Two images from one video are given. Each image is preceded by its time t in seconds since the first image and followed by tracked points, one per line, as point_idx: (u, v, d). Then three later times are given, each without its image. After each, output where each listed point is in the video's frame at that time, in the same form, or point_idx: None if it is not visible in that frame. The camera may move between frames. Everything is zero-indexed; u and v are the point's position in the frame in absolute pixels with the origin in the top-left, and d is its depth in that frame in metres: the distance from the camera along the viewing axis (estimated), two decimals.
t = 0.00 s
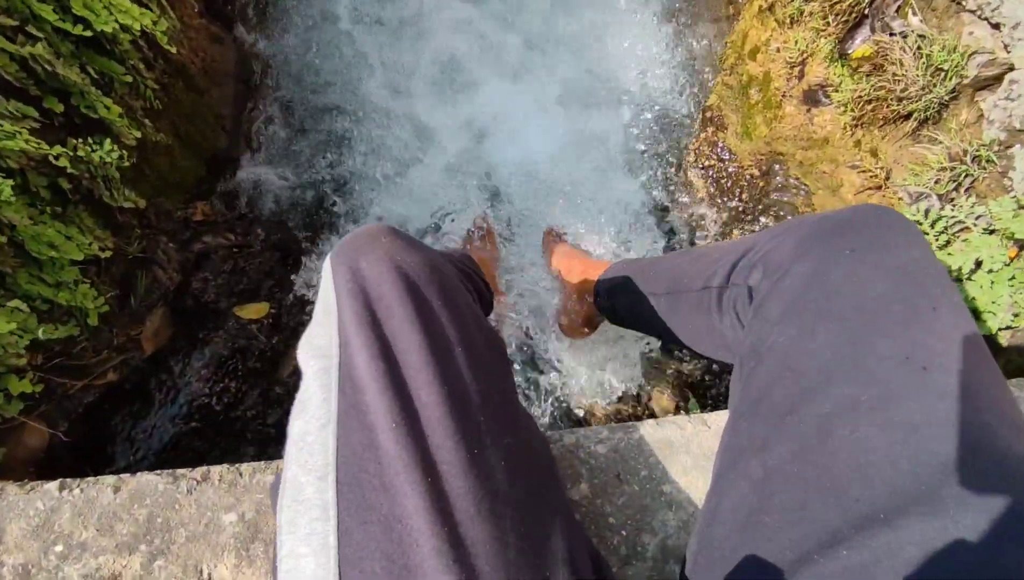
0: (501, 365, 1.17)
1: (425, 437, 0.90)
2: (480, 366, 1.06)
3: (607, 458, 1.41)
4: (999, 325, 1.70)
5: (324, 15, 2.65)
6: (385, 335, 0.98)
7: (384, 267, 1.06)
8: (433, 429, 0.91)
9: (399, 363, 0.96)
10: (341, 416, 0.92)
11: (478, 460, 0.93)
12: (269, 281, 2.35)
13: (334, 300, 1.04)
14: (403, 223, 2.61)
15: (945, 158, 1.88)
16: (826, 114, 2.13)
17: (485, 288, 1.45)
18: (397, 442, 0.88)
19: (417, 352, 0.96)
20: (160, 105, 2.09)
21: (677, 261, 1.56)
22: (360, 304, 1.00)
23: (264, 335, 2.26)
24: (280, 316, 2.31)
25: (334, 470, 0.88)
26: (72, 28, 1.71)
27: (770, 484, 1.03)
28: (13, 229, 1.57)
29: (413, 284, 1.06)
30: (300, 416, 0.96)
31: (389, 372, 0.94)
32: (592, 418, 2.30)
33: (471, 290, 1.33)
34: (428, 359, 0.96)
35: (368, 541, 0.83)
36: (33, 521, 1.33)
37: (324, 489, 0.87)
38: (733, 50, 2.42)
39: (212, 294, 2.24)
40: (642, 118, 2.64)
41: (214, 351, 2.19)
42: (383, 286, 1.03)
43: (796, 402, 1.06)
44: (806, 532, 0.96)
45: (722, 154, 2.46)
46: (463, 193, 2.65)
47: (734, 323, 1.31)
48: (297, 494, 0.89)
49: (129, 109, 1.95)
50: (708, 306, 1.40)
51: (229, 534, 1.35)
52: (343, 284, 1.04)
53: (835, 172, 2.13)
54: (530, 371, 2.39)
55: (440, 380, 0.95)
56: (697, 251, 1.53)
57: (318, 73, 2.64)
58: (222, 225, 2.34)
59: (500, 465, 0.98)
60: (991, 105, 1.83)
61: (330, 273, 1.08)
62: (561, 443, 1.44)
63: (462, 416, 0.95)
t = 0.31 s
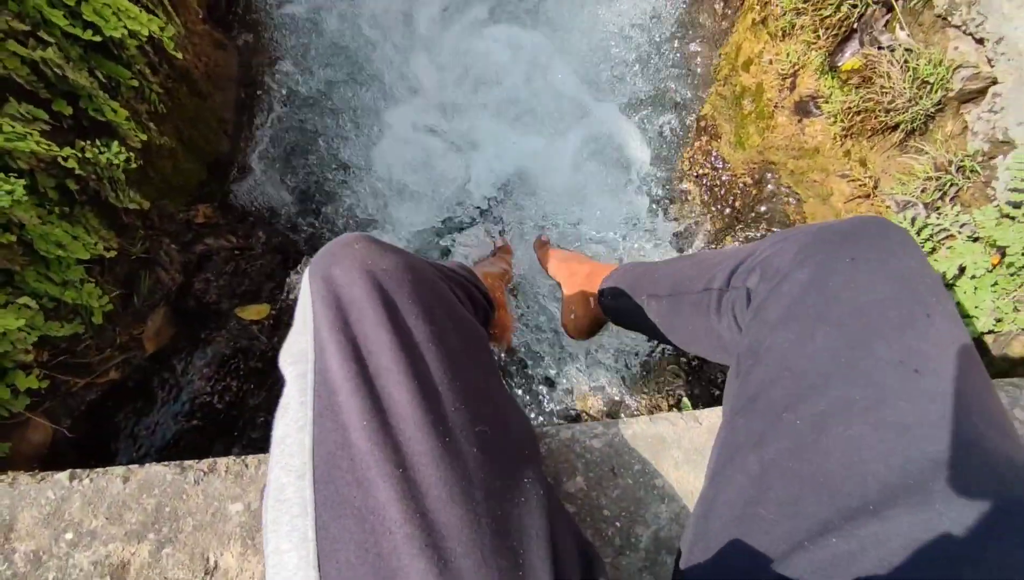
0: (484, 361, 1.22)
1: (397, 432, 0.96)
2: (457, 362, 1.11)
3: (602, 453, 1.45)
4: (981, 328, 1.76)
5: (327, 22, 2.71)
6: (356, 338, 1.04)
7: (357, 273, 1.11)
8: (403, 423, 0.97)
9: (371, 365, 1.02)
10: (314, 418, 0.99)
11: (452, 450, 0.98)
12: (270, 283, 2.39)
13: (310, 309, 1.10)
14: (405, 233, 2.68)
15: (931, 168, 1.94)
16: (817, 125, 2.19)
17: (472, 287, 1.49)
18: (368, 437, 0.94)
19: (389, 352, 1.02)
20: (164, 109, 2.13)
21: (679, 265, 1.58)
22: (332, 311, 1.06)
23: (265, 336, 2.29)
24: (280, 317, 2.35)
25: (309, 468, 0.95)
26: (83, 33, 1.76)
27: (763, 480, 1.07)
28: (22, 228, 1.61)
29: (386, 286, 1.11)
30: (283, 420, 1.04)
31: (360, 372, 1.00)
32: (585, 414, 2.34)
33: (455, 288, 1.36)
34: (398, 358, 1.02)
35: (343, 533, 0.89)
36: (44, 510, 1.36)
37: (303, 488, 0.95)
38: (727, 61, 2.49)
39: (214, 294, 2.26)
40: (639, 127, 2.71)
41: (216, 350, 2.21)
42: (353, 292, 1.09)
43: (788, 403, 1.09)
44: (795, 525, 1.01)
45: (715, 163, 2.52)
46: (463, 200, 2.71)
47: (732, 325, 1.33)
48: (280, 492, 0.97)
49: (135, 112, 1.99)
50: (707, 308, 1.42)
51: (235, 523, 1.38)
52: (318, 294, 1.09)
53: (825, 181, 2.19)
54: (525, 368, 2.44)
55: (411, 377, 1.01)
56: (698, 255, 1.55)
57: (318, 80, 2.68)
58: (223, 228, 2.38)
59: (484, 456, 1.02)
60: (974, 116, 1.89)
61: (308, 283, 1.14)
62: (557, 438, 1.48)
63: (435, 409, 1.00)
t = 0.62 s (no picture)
0: (487, 379, 1.25)
1: (402, 442, 0.98)
2: (461, 379, 1.14)
3: (601, 473, 1.46)
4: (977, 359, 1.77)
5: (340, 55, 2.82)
6: (365, 352, 1.06)
7: (366, 290, 1.14)
8: (409, 433, 0.99)
9: (379, 377, 1.04)
10: (321, 430, 1.02)
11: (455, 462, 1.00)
12: (275, 302, 2.43)
13: (321, 325, 1.13)
14: (409, 257, 2.70)
15: (926, 203, 1.98)
16: (814, 159, 2.23)
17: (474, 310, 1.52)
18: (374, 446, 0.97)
19: (397, 365, 1.04)
20: (178, 131, 2.20)
21: (676, 297, 1.61)
22: (342, 326, 1.09)
23: (268, 355, 2.33)
24: (284, 336, 2.38)
25: (315, 480, 0.99)
26: (105, 58, 1.82)
27: (761, 501, 1.09)
28: (38, 242, 1.64)
29: (395, 303, 1.14)
30: (290, 433, 1.07)
31: (368, 385, 1.03)
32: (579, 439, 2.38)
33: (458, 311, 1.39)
34: (406, 370, 1.04)
35: (347, 540, 0.92)
36: (49, 519, 1.37)
37: (309, 496, 0.98)
38: (727, 97, 2.58)
39: (220, 312, 2.30)
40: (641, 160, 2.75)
41: (221, 367, 2.25)
42: (363, 308, 1.11)
43: (786, 425, 1.11)
44: (791, 544, 1.03)
45: (715, 195, 2.56)
46: (467, 226, 2.75)
47: (729, 352, 1.35)
48: (286, 502, 1.01)
49: (151, 134, 2.05)
50: (706, 335, 1.44)
51: (237, 536, 1.38)
52: (328, 310, 1.12)
53: (823, 214, 2.24)
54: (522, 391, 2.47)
55: (417, 391, 1.03)
56: (694, 287, 1.59)
57: (329, 108, 2.76)
58: (231, 246, 2.43)
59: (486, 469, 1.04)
60: (967, 153, 1.94)
61: (318, 301, 1.17)
62: (557, 458, 1.49)
63: (440, 422, 1.02)
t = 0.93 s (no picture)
0: (489, 432, 1.25)
1: (405, 496, 0.99)
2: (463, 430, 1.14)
3: (604, 537, 1.44)
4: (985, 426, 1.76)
5: (355, 110, 2.94)
6: (369, 404, 1.07)
7: (371, 342, 1.16)
8: (411, 487, 0.99)
9: (381, 429, 1.05)
10: (324, 483, 1.03)
11: (456, 517, 1.00)
12: (281, 348, 2.45)
13: (326, 376, 1.14)
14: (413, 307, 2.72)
15: (927, 267, 2.00)
16: (815, 220, 2.29)
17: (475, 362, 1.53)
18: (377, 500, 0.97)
19: (400, 416, 1.05)
20: (197, 180, 2.27)
21: (681, 360, 1.63)
22: (347, 377, 1.10)
23: (273, 402, 2.32)
24: (289, 382, 2.38)
25: (315, 534, 1.00)
26: (132, 112, 1.91)
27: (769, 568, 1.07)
28: (55, 288, 1.65)
29: (399, 355, 1.16)
30: (294, 484, 1.10)
31: (372, 436, 1.03)
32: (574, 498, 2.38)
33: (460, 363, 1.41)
34: (409, 422, 1.05)
35: None
36: (47, 570, 1.36)
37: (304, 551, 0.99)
38: (729, 157, 2.67)
39: (226, 358, 2.32)
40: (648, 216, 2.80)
41: (225, 415, 2.27)
42: (368, 360, 1.13)
43: (792, 490, 1.10)
44: None
45: (719, 251, 2.62)
46: (473, 276, 2.77)
47: (734, 417, 1.35)
48: (283, 556, 1.02)
49: (171, 183, 2.12)
50: (711, 399, 1.45)
51: None
52: (335, 362, 1.14)
53: (825, 273, 2.27)
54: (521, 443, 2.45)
55: (419, 442, 1.04)
56: (698, 351, 1.61)
57: (344, 161, 2.87)
58: (241, 292, 2.47)
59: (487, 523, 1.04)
60: (966, 220, 1.97)
61: (325, 353, 1.19)
62: (560, 520, 1.46)
63: (441, 476, 1.03)
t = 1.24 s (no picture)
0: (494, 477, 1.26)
1: (407, 522, 1.01)
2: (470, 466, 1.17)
3: None
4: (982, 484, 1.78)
5: (368, 165, 3.12)
6: (377, 442, 1.12)
7: (381, 386, 1.22)
8: (417, 515, 1.02)
9: (388, 462, 1.09)
10: (332, 523, 1.06)
11: (460, 544, 1.01)
12: (288, 392, 2.48)
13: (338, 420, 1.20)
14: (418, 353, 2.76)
15: (921, 326, 2.06)
16: (812, 276, 2.36)
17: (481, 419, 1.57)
18: (383, 541, 0.99)
19: (408, 451, 1.10)
20: (214, 228, 2.38)
21: (682, 416, 1.66)
22: (357, 420, 1.16)
23: (278, 446, 2.34)
24: (295, 427, 2.40)
25: (321, 572, 1.01)
26: (160, 166, 2.02)
27: None
28: (77, 330, 1.69)
29: (406, 397, 1.21)
30: (302, 524, 1.13)
31: (379, 474, 1.07)
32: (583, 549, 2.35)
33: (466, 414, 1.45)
34: (417, 459, 1.09)
35: None
36: None
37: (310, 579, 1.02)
38: (728, 213, 2.78)
39: (234, 401, 2.35)
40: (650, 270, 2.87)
41: (232, 457, 2.27)
42: (377, 402, 1.19)
43: (792, 549, 1.13)
44: None
45: (719, 303, 2.68)
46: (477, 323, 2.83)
47: (734, 472, 1.37)
48: None
49: (190, 232, 2.23)
50: (713, 455, 1.48)
51: None
52: (346, 406, 1.20)
53: (823, 329, 2.31)
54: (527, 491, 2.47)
55: (425, 473, 1.07)
56: (699, 407, 1.65)
57: (356, 211, 3.00)
58: (251, 336, 2.53)
59: (495, 551, 1.05)
60: (956, 282, 2.03)
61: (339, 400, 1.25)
62: (560, 572, 1.48)
63: (444, 505, 1.05)
